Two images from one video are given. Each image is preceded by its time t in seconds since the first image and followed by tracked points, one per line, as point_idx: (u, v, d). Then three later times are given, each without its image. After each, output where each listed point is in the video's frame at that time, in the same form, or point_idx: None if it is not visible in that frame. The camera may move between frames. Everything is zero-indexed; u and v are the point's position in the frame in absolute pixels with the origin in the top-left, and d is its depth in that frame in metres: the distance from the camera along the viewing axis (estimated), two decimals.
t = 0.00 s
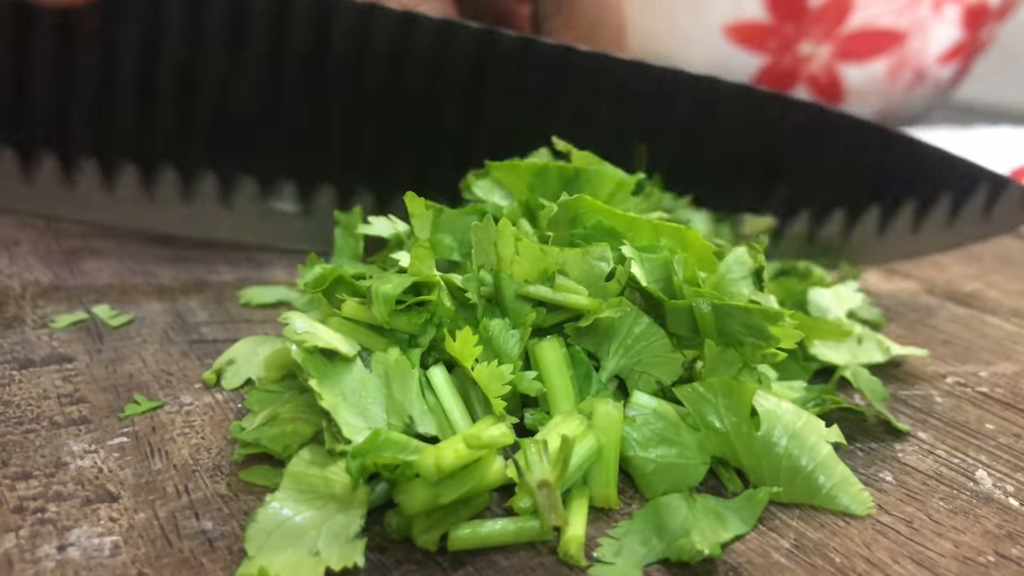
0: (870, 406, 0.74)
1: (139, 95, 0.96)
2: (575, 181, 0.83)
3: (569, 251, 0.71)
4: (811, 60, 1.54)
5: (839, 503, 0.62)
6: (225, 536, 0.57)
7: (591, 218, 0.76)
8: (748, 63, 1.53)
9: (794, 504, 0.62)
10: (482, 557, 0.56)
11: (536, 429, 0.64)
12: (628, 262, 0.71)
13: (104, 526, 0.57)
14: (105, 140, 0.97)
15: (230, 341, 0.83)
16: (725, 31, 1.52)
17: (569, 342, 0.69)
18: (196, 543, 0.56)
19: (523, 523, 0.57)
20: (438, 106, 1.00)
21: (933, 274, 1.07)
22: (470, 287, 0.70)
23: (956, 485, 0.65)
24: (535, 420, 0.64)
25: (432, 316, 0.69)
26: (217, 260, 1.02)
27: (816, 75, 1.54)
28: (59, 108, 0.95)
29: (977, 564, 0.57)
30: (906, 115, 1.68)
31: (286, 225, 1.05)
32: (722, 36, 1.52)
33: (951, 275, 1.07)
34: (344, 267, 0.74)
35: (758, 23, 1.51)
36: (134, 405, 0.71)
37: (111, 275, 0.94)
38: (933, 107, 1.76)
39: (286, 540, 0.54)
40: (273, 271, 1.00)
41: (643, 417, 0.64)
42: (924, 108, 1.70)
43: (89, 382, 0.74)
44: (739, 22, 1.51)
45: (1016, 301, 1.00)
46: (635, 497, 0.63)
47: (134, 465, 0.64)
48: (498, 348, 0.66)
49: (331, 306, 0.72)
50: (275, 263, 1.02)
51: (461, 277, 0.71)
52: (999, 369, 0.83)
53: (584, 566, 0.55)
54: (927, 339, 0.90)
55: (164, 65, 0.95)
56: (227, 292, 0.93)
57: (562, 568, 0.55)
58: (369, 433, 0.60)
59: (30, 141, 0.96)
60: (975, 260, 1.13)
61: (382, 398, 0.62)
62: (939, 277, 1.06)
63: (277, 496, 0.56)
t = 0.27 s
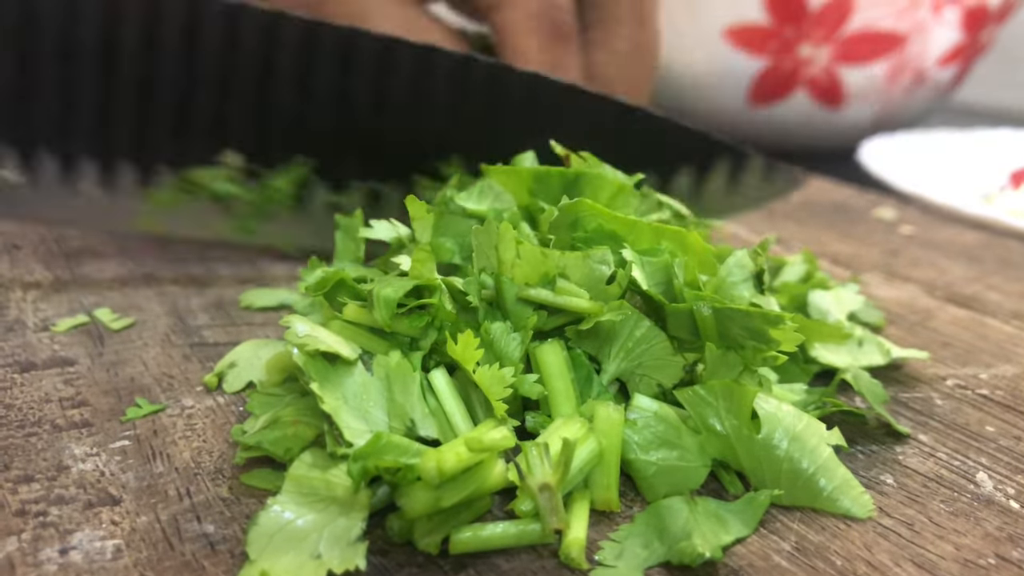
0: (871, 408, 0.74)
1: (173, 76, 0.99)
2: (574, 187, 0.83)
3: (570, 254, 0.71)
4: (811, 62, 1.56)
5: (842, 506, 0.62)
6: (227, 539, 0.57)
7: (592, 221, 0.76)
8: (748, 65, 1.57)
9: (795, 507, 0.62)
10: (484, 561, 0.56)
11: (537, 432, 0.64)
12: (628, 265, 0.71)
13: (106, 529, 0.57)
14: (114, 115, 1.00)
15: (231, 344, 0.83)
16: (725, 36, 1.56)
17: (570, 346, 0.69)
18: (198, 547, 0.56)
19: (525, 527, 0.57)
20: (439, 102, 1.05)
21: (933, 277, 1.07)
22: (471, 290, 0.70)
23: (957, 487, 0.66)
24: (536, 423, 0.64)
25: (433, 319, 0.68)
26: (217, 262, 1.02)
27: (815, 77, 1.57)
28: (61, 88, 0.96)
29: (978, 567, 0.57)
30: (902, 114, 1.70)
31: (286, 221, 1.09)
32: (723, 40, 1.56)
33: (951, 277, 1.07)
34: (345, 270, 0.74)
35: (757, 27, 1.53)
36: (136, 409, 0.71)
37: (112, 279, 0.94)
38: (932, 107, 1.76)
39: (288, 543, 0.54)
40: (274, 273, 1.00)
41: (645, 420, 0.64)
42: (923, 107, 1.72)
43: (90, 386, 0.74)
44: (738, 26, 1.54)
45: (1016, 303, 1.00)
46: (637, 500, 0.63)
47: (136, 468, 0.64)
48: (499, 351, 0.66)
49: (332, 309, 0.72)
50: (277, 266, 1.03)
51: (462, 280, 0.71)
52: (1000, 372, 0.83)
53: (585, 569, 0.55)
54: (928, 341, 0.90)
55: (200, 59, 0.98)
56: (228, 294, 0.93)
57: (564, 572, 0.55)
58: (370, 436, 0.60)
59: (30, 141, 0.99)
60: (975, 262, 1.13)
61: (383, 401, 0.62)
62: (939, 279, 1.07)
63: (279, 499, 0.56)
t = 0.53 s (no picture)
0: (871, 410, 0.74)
1: (210, 27, 1.16)
2: (574, 189, 0.83)
3: (569, 256, 0.71)
4: (811, 63, 1.54)
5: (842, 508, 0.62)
6: (226, 541, 0.57)
7: (591, 222, 0.76)
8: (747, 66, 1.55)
9: (795, 508, 0.62)
10: (483, 563, 0.56)
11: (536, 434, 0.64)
12: (628, 267, 0.71)
13: (106, 531, 0.57)
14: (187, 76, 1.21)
15: (231, 346, 0.83)
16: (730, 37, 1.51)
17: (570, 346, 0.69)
18: (197, 549, 0.56)
19: (524, 528, 0.57)
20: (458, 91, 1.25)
21: (933, 277, 1.07)
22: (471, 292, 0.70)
23: (957, 489, 0.65)
24: (536, 424, 0.64)
25: (432, 320, 0.68)
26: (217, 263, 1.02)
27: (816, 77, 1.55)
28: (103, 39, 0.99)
29: (979, 568, 0.57)
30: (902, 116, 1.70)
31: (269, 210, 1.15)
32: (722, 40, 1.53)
33: (951, 277, 1.07)
34: (345, 271, 0.74)
35: (758, 27, 1.50)
36: (135, 411, 0.71)
37: (112, 280, 0.94)
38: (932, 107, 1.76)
39: (287, 545, 0.54)
40: (273, 274, 1.00)
41: (646, 421, 0.63)
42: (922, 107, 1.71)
43: (89, 388, 0.74)
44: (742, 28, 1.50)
45: (1016, 304, 1.00)
46: (637, 501, 0.62)
47: (135, 470, 0.64)
48: (499, 351, 0.66)
49: (332, 310, 0.72)
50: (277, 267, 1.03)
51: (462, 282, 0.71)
52: (1000, 373, 0.83)
53: (585, 570, 0.55)
54: (928, 341, 0.90)
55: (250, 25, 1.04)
56: (228, 295, 0.93)
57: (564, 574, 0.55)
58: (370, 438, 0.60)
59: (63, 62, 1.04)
60: (975, 263, 1.13)
61: (382, 402, 0.62)
62: (939, 279, 1.07)
63: (278, 501, 0.56)
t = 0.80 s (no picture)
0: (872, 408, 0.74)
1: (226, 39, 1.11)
2: (574, 186, 0.83)
3: (569, 255, 0.71)
4: (811, 62, 1.55)
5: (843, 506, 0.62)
6: (226, 540, 0.57)
7: (591, 221, 0.76)
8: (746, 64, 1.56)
9: (795, 507, 0.62)
10: (483, 560, 0.56)
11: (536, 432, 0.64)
12: (628, 266, 0.71)
13: (106, 530, 0.57)
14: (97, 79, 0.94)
15: (231, 345, 0.83)
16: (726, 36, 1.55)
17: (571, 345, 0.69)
18: (197, 547, 0.56)
19: (524, 527, 0.57)
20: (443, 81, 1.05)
21: (934, 276, 1.07)
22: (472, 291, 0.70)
23: (958, 487, 0.65)
24: (536, 423, 0.64)
25: (432, 319, 0.68)
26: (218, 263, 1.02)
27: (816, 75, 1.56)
28: (98, 54, 0.93)
29: (979, 567, 0.57)
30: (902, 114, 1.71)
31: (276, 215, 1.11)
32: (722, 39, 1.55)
33: (952, 276, 1.07)
34: (345, 270, 0.74)
35: (757, 26, 1.53)
36: (135, 410, 0.71)
37: (112, 279, 0.94)
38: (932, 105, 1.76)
39: (287, 544, 0.54)
40: (273, 274, 1.00)
41: (646, 420, 0.63)
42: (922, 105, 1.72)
43: (90, 387, 0.74)
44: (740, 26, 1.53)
45: (1016, 303, 1.00)
46: (637, 499, 0.63)
47: (135, 469, 0.64)
48: (499, 351, 0.66)
49: (332, 309, 0.72)
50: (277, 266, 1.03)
51: (462, 281, 0.71)
52: (1000, 371, 0.83)
53: (585, 569, 0.55)
54: (929, 340, 0.90)
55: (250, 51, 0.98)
56: (228, 294, 0.93)
57: (564, 572, 0.55)
58: (369, 436, 0.60)
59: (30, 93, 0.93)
60: (976, 261, 1.13)
61: (383, 401, 0.62)
62: (939, 278, 1.07)
63: (278, 500, 0.56)
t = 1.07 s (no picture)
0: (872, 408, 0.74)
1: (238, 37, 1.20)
2: (576, 188, 0.82)
3: (570, 255, 0.70)
4: (812, 61, 1.54)
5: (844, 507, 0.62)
6: (226, 541, 0.57)
7: (591, 221, 0.76)
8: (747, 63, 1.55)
9: (796, 507, 0.62)
10: (483, 561, 0.56)
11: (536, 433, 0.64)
12: (628, 266, 0.71)
13: (106, 530, 0.57)
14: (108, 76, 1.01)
15: (231, 345, 0.83)
16: (724, 34, 1.53)
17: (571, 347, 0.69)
18: (197, 548, 0.56)
19: (524, 528, 0.57)
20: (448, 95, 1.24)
21: (934, 275, 1.07)
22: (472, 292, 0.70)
23: (958, 487, 0.65)
24: (536, 423, 0.64)
25: (432, 320, 0.68)
26: (217, 263, 1.02)
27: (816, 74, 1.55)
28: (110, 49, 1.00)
29: (979, 567, 0.57)
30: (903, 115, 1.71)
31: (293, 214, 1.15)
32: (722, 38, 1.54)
33: (952, 275, 1.07)
34: (344, 270, 0.74)
35: (758, 25, 1.51)
36: (134, 410, 0.71)
37: (112, 279, 0.94)
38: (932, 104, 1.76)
39: (287, 545, 0.54)
40: (273, 274, 1.00)
41: (646, 421, 0.63)
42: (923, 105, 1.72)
43: (89, 387, 0.74)
44: (740, 25, 1.52)
45: (1016, 302, 1.00)
46: (638, 500, 0.62)
47: (135, 469, 0.64)
48: (499, 351, 0.66)
49: (332, 309, 0.72)
50: (277, 266, 1.02)
51: (463, 281, 0.71)
52: (1000, 371, 0.83)
53: (585, 569, 0.55)
54: (929, 340, 0.90)
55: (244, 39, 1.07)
56: (228, 294, 0.93)
57: (564, 572, 0.55)
58: (369, 437, 0.60)
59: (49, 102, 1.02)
60: (976, 261, 1.13)
61: (383, 402, 0.62)
62: (939, 277, 1.06)
63: (278, 500, 0.56)
